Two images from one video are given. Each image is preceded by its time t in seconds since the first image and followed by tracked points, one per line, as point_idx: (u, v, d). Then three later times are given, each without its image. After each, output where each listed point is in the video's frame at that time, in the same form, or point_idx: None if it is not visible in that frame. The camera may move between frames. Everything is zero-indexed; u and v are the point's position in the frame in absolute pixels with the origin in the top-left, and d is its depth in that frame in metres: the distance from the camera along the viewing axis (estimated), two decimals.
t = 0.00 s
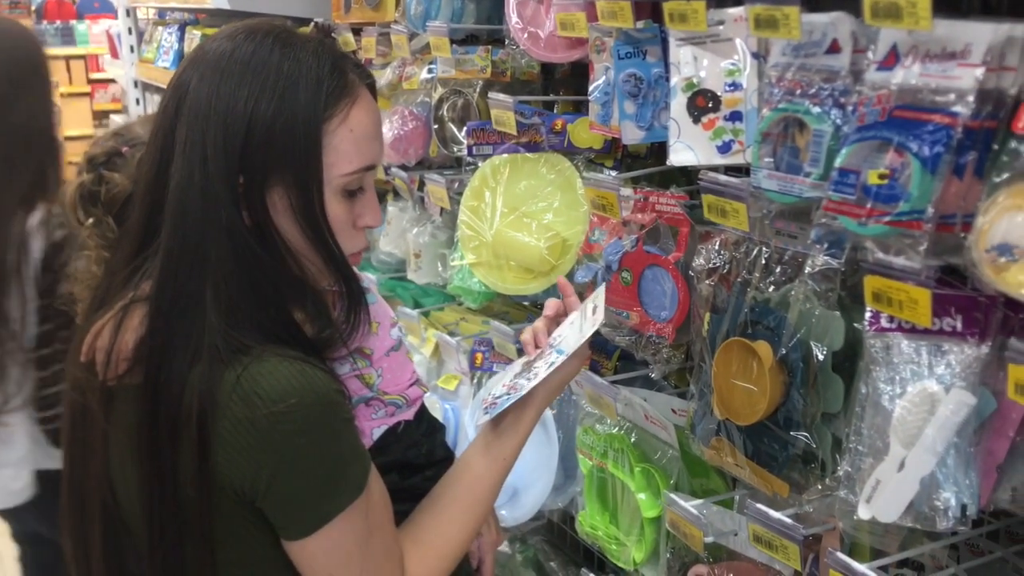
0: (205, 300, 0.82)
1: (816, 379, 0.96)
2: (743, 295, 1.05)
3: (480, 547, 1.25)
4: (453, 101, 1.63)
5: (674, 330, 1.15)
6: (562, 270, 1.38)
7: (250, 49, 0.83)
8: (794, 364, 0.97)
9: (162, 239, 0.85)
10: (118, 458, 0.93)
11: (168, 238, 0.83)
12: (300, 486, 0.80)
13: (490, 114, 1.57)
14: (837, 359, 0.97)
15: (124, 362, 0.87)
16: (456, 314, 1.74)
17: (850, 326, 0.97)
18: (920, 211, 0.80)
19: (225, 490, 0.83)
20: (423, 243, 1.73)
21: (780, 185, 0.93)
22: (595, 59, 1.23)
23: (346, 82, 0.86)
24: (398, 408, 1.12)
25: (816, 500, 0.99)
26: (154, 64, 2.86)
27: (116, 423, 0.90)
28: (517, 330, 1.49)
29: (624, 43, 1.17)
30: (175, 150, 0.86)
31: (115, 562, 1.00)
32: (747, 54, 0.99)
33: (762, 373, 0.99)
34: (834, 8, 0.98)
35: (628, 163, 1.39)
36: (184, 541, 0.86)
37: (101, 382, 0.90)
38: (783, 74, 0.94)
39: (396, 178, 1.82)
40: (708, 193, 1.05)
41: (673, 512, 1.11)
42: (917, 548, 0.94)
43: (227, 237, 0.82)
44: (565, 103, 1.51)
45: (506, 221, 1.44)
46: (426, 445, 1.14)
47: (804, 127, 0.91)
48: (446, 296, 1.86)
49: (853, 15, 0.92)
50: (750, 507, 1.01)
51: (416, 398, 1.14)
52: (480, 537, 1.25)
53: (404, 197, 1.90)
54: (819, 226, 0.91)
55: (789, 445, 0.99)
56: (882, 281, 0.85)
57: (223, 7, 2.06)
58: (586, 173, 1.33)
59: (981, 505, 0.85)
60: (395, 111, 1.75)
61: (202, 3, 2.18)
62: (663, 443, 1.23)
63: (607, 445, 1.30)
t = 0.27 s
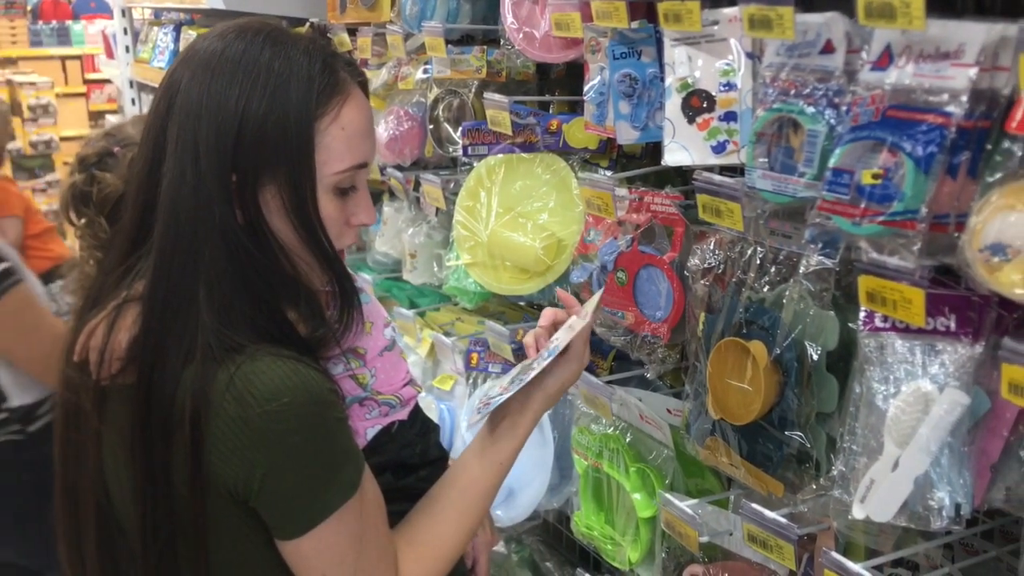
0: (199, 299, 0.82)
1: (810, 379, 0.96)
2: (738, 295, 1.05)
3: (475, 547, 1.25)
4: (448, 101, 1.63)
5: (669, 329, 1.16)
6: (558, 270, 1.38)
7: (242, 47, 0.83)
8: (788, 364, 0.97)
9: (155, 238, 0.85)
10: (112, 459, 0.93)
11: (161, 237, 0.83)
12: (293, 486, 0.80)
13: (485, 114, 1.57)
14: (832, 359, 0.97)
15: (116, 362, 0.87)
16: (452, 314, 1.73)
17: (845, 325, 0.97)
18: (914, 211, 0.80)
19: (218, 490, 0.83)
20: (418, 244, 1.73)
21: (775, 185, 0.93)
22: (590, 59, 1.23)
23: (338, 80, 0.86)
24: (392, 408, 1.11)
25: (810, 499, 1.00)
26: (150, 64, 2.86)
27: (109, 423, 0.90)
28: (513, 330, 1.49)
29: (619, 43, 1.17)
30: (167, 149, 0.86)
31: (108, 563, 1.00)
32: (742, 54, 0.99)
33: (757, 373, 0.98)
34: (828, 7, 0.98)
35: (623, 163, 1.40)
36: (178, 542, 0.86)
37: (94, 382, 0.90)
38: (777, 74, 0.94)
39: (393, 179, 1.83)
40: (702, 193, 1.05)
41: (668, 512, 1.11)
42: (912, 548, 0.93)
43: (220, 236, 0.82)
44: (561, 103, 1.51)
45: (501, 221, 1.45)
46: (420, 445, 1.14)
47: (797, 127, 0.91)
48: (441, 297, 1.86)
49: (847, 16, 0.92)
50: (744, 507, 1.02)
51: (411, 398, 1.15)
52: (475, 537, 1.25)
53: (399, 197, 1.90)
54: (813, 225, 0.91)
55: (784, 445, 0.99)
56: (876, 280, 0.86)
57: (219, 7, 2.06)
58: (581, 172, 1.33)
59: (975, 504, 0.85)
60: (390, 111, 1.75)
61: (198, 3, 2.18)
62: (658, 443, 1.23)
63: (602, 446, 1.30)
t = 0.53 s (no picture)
0: (190, 298, 0.82)
1: (806, 378, 0.96)
2: (735, 294, 1.06)
3: (471, 547, 1.25)
4: (445, 101, 1.63)
5: (666, 329, 1.16)
6: (555, 269, 1.38)
7: (234, 46, 0.83)
8: (785, 363, 0.97)
9: (147, 237, 0.85)
10: (104, 457, 0.93)
11: (153, 236, 0.83)
12: (285, 485, 0.80)
13: (482, 114, 1.57)
14: (828, 358, 0.98)
15: (109, 361, 0.87)
16: (449, 314, 1.73)
17: (841, 325, 0.97)
18: (909, 211, 0.80)
19: (210, 489, 0.83)
20: (415, 243, 1.73)
21: (771, 185, 0.94)
22: (587, 59, 1.23)
23: (330, 78, 0.86)
24: (387, 408, 1.12)
25: (806, 498, 1.00)
26: (147, 63, 2.85)
27: (102, 421, 0.90)
28: (510, 330, 1.49)
29: (616, 42, 1.17)
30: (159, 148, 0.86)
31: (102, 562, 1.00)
32: (739, 53, 0.99)
33: (754, 373, 0.99)
34: (825, 7, 0.98)
35: (620, 163, 1.40)
36: (170, 541, 0.86)
37: (87, 380, 0.90)
38: (773, 73, 0.95)
39: (391, 179, 1.83)
40: (699, 193, 1.05)
41: (665, 511, 1.11)
42: (906, 547, 0.94)
43: (212, 236, 0.82)
44: (558, 103, 1.51)
45: (499, 220, 1.45)
46: (416, 445, 1.14)
47: (794, 127, 0.92)
48: (439, 297, 1.86)
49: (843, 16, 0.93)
50: (741, 507, 1.02)
51: (406, 398, 1.15)
52: (472, 537, 1.25)
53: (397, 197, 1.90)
54: (809, 224, 0.91)
55: (780, 444, 0.99)
56: (872, 280, 0.86)
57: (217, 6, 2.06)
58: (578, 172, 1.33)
59: (970, 503, 0.85)
60: (388, 111, 1.75)
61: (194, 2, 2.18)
62: (655, 443, 1.23)
63: (599, 445, 1.30)
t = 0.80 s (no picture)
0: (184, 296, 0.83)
1: (805, 379, 0.96)
2: (733, 295, 1.06)
3: (468, 548, 1.25)
4: (444, 101, 1.63)
5: (665, 329, 1.16)
6: (555, 269, 1.39)
7: (229, 45, 0.83)
8: (783, 363, 0.97)
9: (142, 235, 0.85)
10: (98, 454, 0.93)
11: (148, 234, 0.84)
12: (276, 484, 0.80)
13: (482, 114, 1.57)
14: (827, 360, 0.97)
15: (101, 357, 0.88)
16: (448, 315, 1.73)
17: (839, 326, 0.97)
18: (908, 211, 0.80)
19: (202, 486, 0.83)
20: (415, 243, 1.74)
21: (770, 185, 0.94)
22: (587, 59, 1.23)
23: (324, 78, 0.86)
24: (383, 408, 1.12)
25: (805, 498, 1.00)
26: (148, 63, 2.85)
27: (96, 418, 0.90)
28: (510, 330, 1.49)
29: (615, 43, 1.17)
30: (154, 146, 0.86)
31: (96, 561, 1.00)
32: (738, 54, 0.99)
33: (752, 373, 0.99)
34: (824, 8, 0.98)
35: (619, 163, 1.40)
36: (162, 538, 0.86)
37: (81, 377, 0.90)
38: (772, 74, 0.95)
39: (390, 179, 1.83)
40: (698, 193, 1.05)
41: (663, 511, 1.11)
42: (905, 547, 0.94)
43: (206, 235, 0.82)
44: (557, 103, 1.51)
45: (498, 221, 1.45)
46: (412, 446, 1.14)
47: (793, 127, 0.92)
48: (438, 297, 1.85)
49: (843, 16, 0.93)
50: (739, 507, 1.02)
51: (403, 399, 1.14)
52: (469, 537, 1.25)
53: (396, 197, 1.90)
54: (808, 225, 0.91)
55: (778, 444, 0.99)
56: (870, 280, 0.86)
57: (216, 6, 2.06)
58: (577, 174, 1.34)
59: (968, 504, 0.85)
60: (388, 111, 1.75)
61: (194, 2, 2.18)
62: (653, 443, 1.24)
63: (597, 446, 1.31)
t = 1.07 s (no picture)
0: (184, 298, 0.83)
1: (803, 382, 0.97)
2: (733, 298, 1.06)
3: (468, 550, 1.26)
4: (445, 105, 1.64)
5: (664, 332, 1.16)
6: (555, 272, 1.39)
7: (233, 48, 0.83)
8: (782, 366, 0.98)
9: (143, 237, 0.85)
10: (98, 455, 0.93)
11: (149, 235, 0.84)
12: (275, 486, 0.80)
13: (482, 118, 1.58)
14: (825, 362, 0.98)
15: (102, 357, 0.88)
16: (449, 317, 1.73)
17: (838, 328, 0.98)
18: (906, 215, 0.81)
19: (200, 487, 0.83)
20: (415, 246, 1.74)
21: (769, 189, 0.94)
22: (588, 63, 1.24)
23: (329, 81, 0.87)
24: (381, 412, 1.12)
25: (804, 502, 0.99)
26: (149, 66, 2.86)
27: (96, 419, 0.91)
28: (509, 332, 1.49)
29: (615, 47, 1.17)
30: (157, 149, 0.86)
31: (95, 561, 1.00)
32: (738, 58, 1.00)
33: (750, 377, 0.99)
34: (824, 12, 0.99)
35: (620, 167, 1.38)
36: (160, 539, 0.86)
37: (85, 378, 0.91)
38: (771, 79, 0.95)
39: (391, 182, 1.84)
40: (697, 196, 1.05)
41: (663, 514, 1.11)
42: (903, 549, 0.94)
43: (207, 237, 0.82)
44: (558, 107, 1.52)
45: (498, 224, 1.46)
46: (410, 449, 1.14)
47: (792, 132, 0.92)
48: (438, 299, 1.85)
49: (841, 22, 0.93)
50: (738, 509, 1.02)
51: (401, 402, 1.14)
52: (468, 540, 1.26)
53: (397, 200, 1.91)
54: (806, 229, 0.92)
55: (777, 447, 1.00)
56: (869, 284, 0.86)
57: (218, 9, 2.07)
58: (576, 177, 1.35)
59: (966, 506, 0.86)
60: (389, 114, 1.76)
61: (195, 6, 2.19)
62: (653, 446, 1.24)
63: (597, 448, 1.31)
